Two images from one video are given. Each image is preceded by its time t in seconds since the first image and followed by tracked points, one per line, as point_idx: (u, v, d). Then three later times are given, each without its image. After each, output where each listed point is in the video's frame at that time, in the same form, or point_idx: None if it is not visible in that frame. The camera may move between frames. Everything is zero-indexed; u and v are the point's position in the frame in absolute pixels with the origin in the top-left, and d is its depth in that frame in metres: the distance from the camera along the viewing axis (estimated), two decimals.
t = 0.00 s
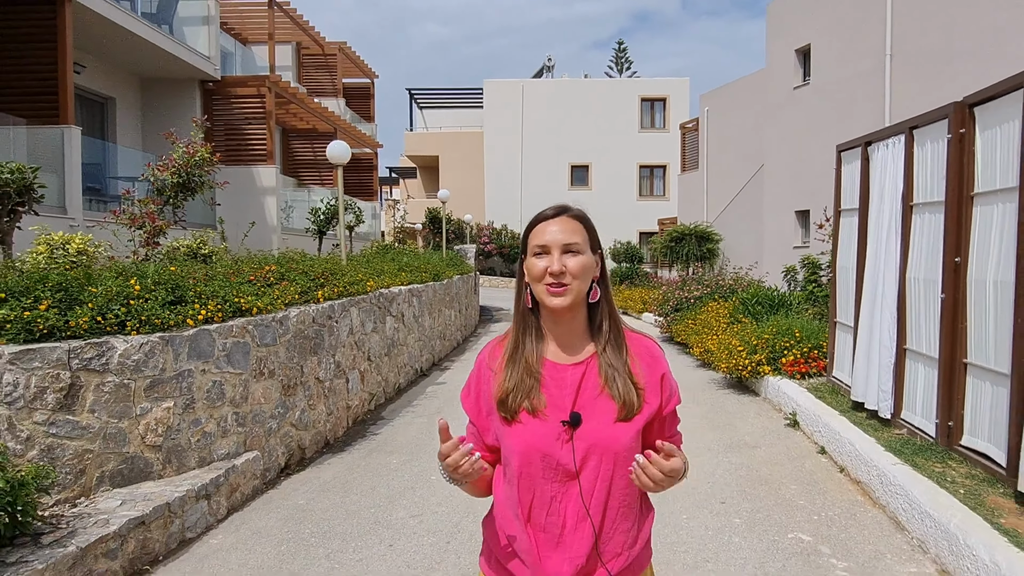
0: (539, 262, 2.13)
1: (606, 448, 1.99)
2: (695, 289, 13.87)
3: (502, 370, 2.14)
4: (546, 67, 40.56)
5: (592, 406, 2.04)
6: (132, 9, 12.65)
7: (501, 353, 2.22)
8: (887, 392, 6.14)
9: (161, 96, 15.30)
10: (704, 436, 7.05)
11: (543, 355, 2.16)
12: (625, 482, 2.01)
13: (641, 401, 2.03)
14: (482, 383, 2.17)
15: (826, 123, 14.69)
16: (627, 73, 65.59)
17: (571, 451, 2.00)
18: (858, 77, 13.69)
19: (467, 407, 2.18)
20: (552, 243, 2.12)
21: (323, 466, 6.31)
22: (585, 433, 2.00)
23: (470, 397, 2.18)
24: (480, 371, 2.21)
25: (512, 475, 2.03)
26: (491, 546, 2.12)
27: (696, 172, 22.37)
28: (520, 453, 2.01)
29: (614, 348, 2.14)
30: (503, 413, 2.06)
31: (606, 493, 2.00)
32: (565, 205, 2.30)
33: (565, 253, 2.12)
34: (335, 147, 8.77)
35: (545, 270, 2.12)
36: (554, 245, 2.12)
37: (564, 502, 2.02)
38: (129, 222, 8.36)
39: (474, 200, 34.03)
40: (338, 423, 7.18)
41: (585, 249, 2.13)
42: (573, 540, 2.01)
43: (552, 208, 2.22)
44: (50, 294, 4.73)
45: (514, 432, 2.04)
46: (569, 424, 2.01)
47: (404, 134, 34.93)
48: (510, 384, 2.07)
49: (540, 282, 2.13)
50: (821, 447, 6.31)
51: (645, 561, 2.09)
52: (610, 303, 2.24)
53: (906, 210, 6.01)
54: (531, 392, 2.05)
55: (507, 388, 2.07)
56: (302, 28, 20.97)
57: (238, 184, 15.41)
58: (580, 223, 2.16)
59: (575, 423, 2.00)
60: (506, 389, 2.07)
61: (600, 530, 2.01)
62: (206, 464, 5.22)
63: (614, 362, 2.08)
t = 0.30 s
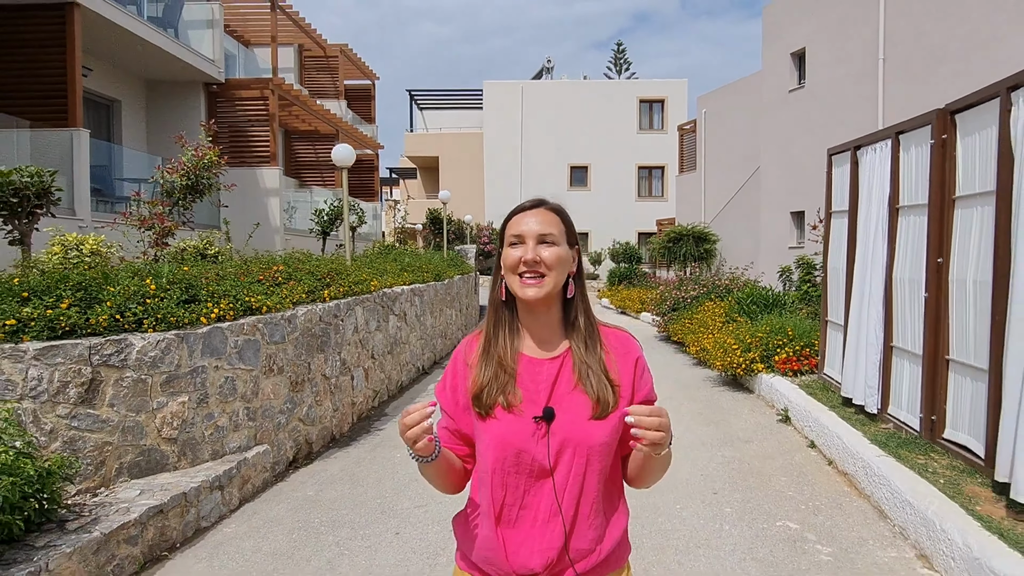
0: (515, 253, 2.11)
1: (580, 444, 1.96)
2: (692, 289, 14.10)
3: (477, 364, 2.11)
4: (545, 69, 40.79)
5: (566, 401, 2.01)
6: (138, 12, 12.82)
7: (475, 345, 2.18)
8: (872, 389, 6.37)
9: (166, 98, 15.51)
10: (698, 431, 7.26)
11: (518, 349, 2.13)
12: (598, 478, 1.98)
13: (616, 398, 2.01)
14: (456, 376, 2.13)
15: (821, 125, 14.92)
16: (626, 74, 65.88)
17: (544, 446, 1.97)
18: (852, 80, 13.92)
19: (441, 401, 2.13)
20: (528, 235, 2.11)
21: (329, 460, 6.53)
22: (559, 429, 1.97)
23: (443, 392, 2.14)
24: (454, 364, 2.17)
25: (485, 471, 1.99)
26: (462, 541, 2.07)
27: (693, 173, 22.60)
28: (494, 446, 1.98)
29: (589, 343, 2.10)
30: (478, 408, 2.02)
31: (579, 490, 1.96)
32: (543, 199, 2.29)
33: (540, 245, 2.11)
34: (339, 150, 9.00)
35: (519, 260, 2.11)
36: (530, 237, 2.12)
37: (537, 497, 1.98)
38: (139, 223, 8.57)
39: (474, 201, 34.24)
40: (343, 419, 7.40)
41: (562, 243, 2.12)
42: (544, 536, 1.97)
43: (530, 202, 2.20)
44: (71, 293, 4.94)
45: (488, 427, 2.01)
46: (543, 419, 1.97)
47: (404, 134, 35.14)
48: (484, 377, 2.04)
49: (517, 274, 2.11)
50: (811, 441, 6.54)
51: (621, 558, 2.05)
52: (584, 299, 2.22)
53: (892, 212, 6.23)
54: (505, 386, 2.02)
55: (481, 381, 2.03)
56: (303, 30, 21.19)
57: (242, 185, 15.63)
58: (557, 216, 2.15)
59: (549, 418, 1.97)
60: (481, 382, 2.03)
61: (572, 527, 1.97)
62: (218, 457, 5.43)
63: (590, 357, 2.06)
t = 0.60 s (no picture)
0: (529, 263, 2.17)
1: (577, 459, 2.02)
2: (689, 291, 14.31)
3: (483, 373, 2.19)
4: (544, 70, 41.00)
5: (566, 415, 2.07)
6: (143, 16, 12.95)
7: (485, 354, 2.25)
8: (863, 387, 6.58)
9: (170, 101, 15.69)
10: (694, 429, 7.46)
11: (525, 360, 2.20)
12: (595, 493, 2.03)
13: (618, 415, 2.06)
14: (464, 384, 2.21)
15: (816, 129, 15.13)
16: (625, 76, 66.18)
17: (542, 459, 2.04)
18: (846, 84, 14.14)
19: (449, 406, 2.22)
20: (544, 246, 2.16)
21: (336, 456, 6.72)
22: (557, 443, 2.03)
23: (451, 397, 2.23)
24: (463, 371, 2.25)
25: (485, 480, 2.07)
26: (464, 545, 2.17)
27: (690, 175, 22.82)
28: (494, 456, 2.05)
29: (595, 356, 2.15)
30: (480, 418, 2.10)
31: (575, 504, 2.03)
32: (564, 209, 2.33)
33: (557, 257, 2.16)
34: (344, 153, 9.20)
35: (535, 271, 2.16)
36: (545, 248, 2.17)
37: (534, 508, 2.06)
38: (148, 225, 8.76)
39: (472, 202, 34.42)
40: (348, 416, 7.59)
41: (576, 256, 2.17)
42: (540, 545, 2.04)
43: (547, 212, 2.25)
44: (91, 293, 5.12)
45: (488, 437, 2.09)
46: (541, 432, 2.04)
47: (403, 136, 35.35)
48: (488, 389, 2.12)
49: (530, 285, 2.17)
50: (804, 439, 6.74)
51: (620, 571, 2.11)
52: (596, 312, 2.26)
53: (881, 217, 6.46)
54: (508, 398, 2.09)
55: (485, 393, 2.12)
56: (305, 33, 21.38)
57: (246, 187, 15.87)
58: (573, 230, 2.20)
59: (547, 431, 2.03)
60: (484, 393, 2.11)
61: (568, 540, 2.03)
62: (231, 452, 5.62)
63: (594, 371, 2.11)
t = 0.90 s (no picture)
0: (574, 252, 2.15)
1: (633, 448, 1.98)
2: (686, 289, 14.55)
3: (535, 360, 2.17)
4: (541, 72, 41.26)
5: (623, 405, 2.03)
6: (149, 21, 13.11)
7: (535, 345, 2.24)
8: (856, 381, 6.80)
9: (174, 103, 15.89)
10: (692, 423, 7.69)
11: (577, 348, 2.17)
12: (651, 486, 2.00)
13: (675, 407, 2.02)
14: (514, 372, 2.20)
15: (811, 130, 15.38)
16: (621, 77, 66.51)
17: (597, 448, 2.00)
18: (841, 87, 14.39)
19: (496, 394, 2.20)
20: (589, 233, 2.13)
21: (346, 449, 6.93)
22: (612, 432, 2.00)
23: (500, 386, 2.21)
24: (513, 360, 2.24)
25: (539, 468, 2.04)
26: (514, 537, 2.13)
27: (687, 176, 23.06)
28: (546, 442, 2.03)
29: (651, 348, 2.13)
30: (532, 406, 2.08)
31: (631, 495, 1.99)
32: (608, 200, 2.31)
33: (602, 242, 2.13)
34: (350, 156, 9.42)
35: (580, 258, 2.14)
36: (592, 235, 2.14)
37: (589, 498, 2.02)
38: (159, 226, 8.96)
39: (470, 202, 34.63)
40: (356, 411, 7.80)
41: (625, 244, 2.13)
42: (595, 538, 2.00)
43: (595, 203, 2.23)
44: (114, 292, 5.34)
45: (542, 425, 2.06)
46: (598, 421, 2.00)
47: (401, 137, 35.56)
48: (540, 376, 2.09)
49: (577, 272, 2.15)
50: (799, 430, 6.98)
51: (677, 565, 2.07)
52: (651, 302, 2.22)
53: (872, 217, 6.71)
54: (560, 385, 2.07)
55: (536, 380, 2.09)
56: (305, 36, 21.57)
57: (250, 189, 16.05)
58: (622, 218, 2.17)
59: (603, 420, 2.00)
60: (535, 381, 2.09)
61: (624, 532, 2.00)
62: (247, 444, 5.84)
63: (651, 363, 2.08)
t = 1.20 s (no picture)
0: (594, 259, 2.11)
1: (669, 446, 1.95)
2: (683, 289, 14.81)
3: (566, 361, 2.12)
4: (538, 74, 41.54)
5: (658, 401, 2.00)
6: (154, 25, 13.31)
7: (565, 345, 2.19)
8: (846, 377, 7.05)
9: (176, 106, 16.09)
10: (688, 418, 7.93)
11: (609, 348, 2.13)
12: (688, 480, 1.98)
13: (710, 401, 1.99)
14: (547, 371, 2.15)
15: (805, 132, 15.64)
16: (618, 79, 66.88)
17: (633, 444, 1.97)
18: (834, 89, 14.65)
19: (526, 394, 2.16)
20: (606, 240, 2.09)
21: (353, 444, 7.16)
22: (649, 428, 1.96)
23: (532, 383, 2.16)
24: (543, 361, 2.20)
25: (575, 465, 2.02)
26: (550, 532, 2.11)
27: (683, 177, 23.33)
28: (581, 441, 2.00)
29: (684, 345, 2.10)
30: (566, 407, 2.03)
31: (668, 490, 1.97)
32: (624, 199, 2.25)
33: (619, 247, 2.09)
34: (354, 160, 9.67)
35: (601, 265, 2.10)
36: (610, 240, 2.09)
37: (626, 494, 1.99)
38: (168, 229, 9.19)
39: (468, 203, 34.86)
40: (362, 408, 8.03)
41: (645, 244, 2.08)
42: (632, 534, 1.98)
43: (614, 205, 2.18)
44: (133, 293, 5.58)
45: (577, 424, 2.02)
46: (633, 417, 1.97)
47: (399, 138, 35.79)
48: (574, 376, 2.04)
49: (600, 279, 2.10)
50: (791, 425, 7.22)
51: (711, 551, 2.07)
52: (679, 295, 2.18)
53: (861, 219, 6.96)
54: (594, 384, 2.02)
55: (570, 381, 2.04)
56: (305, 40, 21.80)
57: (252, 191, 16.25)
58: (644, 218, 2.12)
59: (639, 416, 1.96)
60: (569, 381, 2.04)
61: (662, 526, 1.98)
62: (260, 438, 6.05)
63: (682, 360, 2.05)
